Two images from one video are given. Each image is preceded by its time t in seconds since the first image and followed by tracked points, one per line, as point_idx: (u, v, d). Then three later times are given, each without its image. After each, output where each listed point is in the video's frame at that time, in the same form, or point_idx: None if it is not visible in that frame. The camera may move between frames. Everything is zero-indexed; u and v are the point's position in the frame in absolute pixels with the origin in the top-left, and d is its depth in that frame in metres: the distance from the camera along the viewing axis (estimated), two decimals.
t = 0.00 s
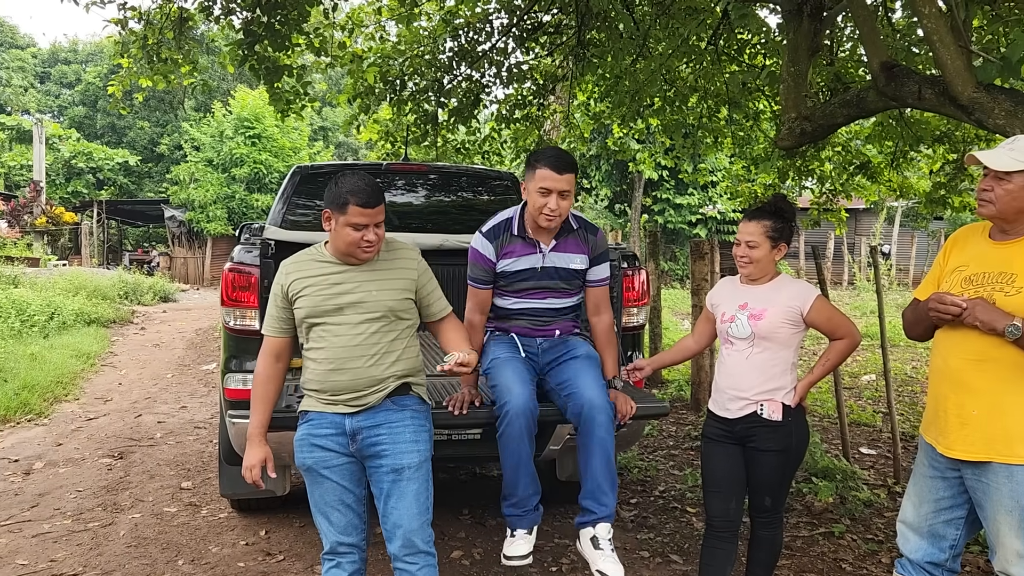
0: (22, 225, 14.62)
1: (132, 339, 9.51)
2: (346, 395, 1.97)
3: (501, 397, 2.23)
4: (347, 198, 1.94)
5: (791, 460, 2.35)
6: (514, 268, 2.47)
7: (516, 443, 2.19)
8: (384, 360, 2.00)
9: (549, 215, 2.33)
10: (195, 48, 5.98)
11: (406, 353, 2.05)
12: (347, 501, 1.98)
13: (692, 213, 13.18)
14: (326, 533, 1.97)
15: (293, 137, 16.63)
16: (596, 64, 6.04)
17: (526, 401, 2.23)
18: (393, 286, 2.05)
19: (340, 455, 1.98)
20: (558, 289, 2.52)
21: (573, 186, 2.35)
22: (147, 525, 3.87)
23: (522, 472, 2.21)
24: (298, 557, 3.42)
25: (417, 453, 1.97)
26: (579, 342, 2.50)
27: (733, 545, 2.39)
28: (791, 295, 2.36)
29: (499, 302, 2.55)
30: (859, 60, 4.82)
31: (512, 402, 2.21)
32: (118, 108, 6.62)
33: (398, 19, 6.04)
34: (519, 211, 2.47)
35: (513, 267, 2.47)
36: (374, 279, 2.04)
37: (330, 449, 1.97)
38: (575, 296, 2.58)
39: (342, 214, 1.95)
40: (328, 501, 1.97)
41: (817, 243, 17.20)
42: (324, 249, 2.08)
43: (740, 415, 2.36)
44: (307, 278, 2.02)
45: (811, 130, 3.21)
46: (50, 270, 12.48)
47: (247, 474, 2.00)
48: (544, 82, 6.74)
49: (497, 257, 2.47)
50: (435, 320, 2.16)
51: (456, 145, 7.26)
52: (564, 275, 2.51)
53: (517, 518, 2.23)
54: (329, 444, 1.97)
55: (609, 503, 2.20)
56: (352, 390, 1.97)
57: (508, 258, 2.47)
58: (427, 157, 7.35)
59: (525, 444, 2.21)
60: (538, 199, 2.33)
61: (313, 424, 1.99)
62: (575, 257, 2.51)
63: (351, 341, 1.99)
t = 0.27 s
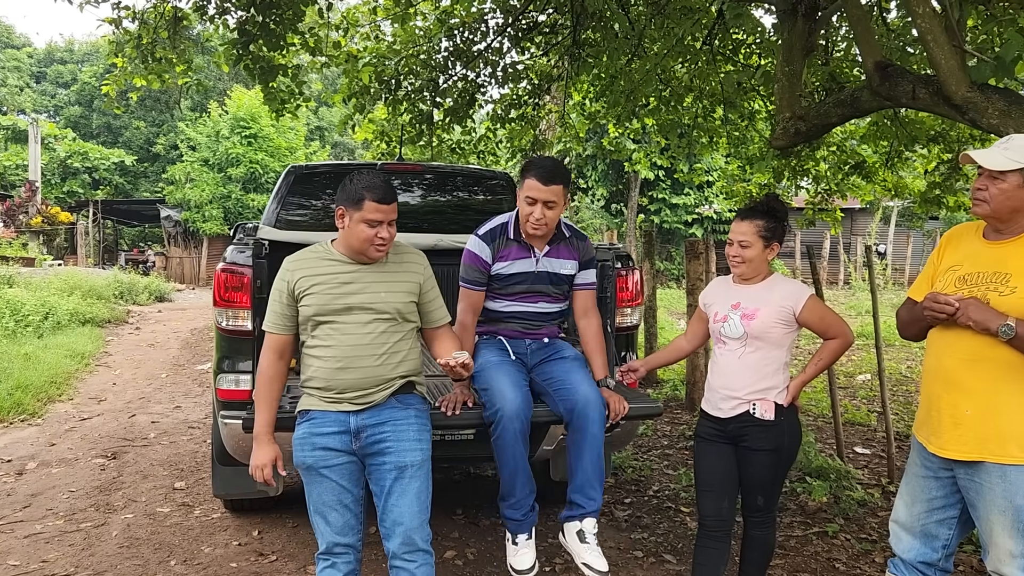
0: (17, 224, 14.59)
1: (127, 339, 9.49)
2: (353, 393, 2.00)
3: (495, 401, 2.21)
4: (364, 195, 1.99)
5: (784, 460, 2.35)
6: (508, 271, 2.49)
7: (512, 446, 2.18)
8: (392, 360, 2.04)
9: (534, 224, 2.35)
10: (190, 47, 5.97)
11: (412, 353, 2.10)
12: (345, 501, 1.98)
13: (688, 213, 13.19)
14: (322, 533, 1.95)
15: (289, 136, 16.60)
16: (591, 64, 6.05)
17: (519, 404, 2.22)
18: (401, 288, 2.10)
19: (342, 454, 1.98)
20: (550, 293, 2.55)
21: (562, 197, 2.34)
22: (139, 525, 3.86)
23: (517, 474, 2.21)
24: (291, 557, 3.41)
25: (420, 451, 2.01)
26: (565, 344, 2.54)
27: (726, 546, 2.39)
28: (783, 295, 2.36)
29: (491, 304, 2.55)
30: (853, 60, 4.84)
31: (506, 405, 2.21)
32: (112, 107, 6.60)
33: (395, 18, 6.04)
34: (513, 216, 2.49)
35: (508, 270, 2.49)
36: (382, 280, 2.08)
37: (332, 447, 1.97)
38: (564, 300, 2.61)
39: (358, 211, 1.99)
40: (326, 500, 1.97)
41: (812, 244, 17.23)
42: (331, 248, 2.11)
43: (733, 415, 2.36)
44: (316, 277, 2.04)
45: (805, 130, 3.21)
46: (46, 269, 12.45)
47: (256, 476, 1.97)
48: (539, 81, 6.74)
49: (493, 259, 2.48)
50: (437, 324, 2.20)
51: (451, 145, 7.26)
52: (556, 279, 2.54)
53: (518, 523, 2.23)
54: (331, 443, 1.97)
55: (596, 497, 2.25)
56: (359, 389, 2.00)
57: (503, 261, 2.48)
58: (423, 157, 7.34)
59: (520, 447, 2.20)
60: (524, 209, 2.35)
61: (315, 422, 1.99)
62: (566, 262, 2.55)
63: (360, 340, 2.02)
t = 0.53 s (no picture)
0: (12, 224, 14.55)
1: (121, 339, 9.47)
2: (357, 389, 2.00)
3: (466, 387, 2.23)
4: (372, 192, 1.98)
5: (773, 458, 2.35)
6: (493, 261, 2.54)
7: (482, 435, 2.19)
8: (395, 356, 2.06)
9: (519, 212, 2.44)
10: (182, 45, 5.95)
11: (413, 351, 2.12)
12: (341, 499, 1.97)
13: (684, 212, 13.19)
14: (316, 531, 1.95)
15: (284, 136, 16.55)
16: (585, 62, 6.03)
17: (489, 391, 2.24)
18: (405, 284, 2.11)
19: (341, 451, 1.98)
20: (535, 286, 2.57)
21: (544, 185, 2.45)
22: (129, 525, 3.84)
23: (488, 464, 2.20)
24: (280, 557, 3.39)
25: (419, 450, 2.04)
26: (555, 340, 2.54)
27: (716, 544, 2.37)
28: (774, 293, 2.34)
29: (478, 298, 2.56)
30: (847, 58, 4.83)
31: (478, 393, 2.22)
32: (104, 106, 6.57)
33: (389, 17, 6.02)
34: (498, 212, 2.59)
35: (492, 261, 2.54)
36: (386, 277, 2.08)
37: (332, 445, 1.97)
38: (550, 296, 2.63)
39: (366, 207, 1.98)
40: (322, 498, 1.96)
41: (808, 243, 17.23)
42: (332, 243, 2.09)
43: (723, 413, 2.35)
44: (320, 271, 2.02)
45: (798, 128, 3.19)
46: (40, 269, 12.41)
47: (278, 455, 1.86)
48: (533, 80, 6.72)
49: (477, 250, 2.54)
50: (432, 322, 2.21)
51: (445, 143, 7.23)
52: (540, 273, 2.58)
53: (490, 517, 2.20)
54: (331, 440, 1.96)
55: (607, 489, 2.19)
56: (363, 385, 2.00)
57: (486, 253, 2.55)
58: (417, 156, 7.32)
59: (488, 434, 2.20)
60: (510, 198, 2.44)
61: (316, 419, 1.97)
62: (551, 256, 2.60)
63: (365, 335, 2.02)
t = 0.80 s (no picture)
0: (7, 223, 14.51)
1: (115, 337, 9.44)
2: (345, 386, 1.97)
3: (433, 388, 2.24)
4: (366, 188, 1.97)
5: (761, 457, 2.33)
6: (480, 256, 2.52)
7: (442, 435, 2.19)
8: (388, 354, 2.05)
9: (506, 204, 2.42)
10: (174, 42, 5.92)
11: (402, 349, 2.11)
12: (327, 498, 1.94)
13: (679, 211, 13.18)
14: (301, 529, 1.92)
15: (280, 134, 16.51)
16: (579, 60, 6.01)
17: (455, 392, 2.24)
18: (396, 283, 2.10)
19: (329, 449, 1.95)
20: (522, 283, 2.54)
21: (533, 179, 2.42)
22: (116, 524, 3.81)
23: (449, 466, 2.20)
24: (268, 556, 3.37)
25: (406, 449, 2.03)
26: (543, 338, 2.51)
27: (705, 543, 2.35)
28: (761, 291, 2.33)
29: (463, 295, 2.53)
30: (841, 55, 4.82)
31: (442, 393, 2.23)
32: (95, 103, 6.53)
33: (381, 14, 5.99)
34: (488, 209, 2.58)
35: (479, 256, 2.52)
36: (378, 275, 2.06)
37: (319, 442, 1.93)
38: (537, 294, 2.60)
39: (359, 203, 1.97)
40: (307, 495, 1.93)
41: (804, 242, 17.23)
42: (322, 239, 2.06)
43: (711, 411, 2.33)
44: (314, 266, 1.99)
45: (789, 125, 3.17)
46: (35, 268, 12.37)
47: (363, 380, 1.83)
48: (527, 78, 6.69)
49: (463, 244, 2.52)
50: (419, 323, 2.19)
51: (438, 141, 7.21)
52: (528, 271, 2.55)
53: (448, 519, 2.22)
54: (319, 437, 1.93)
55: (607, 479, 2.21)
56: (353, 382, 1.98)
57: (473, 247, 2.52)
58: (410, 154, 7.30)
59: (452, 435, 2.20)
60: (499, 191, 2.43)
61: (304, 416, 1.94)
62: (539, 255, 2.58)
63: (362, 330, 2.00)
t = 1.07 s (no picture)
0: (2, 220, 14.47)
1: (109, 335, 9.41)
2: (328, 383, 1.94)
3: (422, 388, 2.21)
4: (353, 184, 1.94)
5: (749, 454, 2.30)
6: (468, 253, 2.47)
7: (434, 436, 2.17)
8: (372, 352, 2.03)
9: (495, 201, 2.39)
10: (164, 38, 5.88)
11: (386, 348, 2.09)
12: (309, 496, 1.91)
13: (676, 208, 13.15)
14: (282, 528, 1.88)
15: (276, 131, 16.45)
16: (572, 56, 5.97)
17: (445, 391, 2.21)
18: (382, 281, 2.07)
19: (311, 447, 1.91)
20: (511, 282, 2.50)
21: (524, 179, 2.39)
22: (102, 523, 3.79)
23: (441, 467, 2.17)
24: (254, 554, 3.35)
25: (389, 447, 2.01)
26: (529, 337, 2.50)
27: (692, 542, 2.33)
28: (748, 287, 2.30)
29: (450, 292, 2.49)
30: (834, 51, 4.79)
31: (433, 393, 2.20)
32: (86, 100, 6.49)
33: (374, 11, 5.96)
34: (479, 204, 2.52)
35: (468, 253, 2.47)
36: (365, 272, 2.04)
37: (302, 440, 1.89)
38: (526, 292, 2.56)
39: (347, 199, 1.93)
40: (289, 494, 1.89)
41: (801, 239, 17.21)
42: (310, 235, 2.04)
43: (698, 409, 2.31)
44: (303, 261, 1.96)
45: (780, 120, 3.14)
46: (29, 265, 12.34)
47: (381, 346, 1.85)
48: (521, 74, 6.66)
49: (452, 240, 2.48)
50: (402, 321, 2.17)
51: (431, 138, 7.17)
52: (517, 269, 2.51)
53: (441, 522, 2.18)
54: (301, 435, 1.89)
55: (578, 485, 2.19)
56: (336, 380, 1.95)
57: (462, 244, 2.47)
58: (403, 151, 7.27)
59: (441, 435, 2.18)
60: (489, 186, 2.40)
61: (286, 413, 1.90)
62: (529, 253, 2.54)
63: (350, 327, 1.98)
